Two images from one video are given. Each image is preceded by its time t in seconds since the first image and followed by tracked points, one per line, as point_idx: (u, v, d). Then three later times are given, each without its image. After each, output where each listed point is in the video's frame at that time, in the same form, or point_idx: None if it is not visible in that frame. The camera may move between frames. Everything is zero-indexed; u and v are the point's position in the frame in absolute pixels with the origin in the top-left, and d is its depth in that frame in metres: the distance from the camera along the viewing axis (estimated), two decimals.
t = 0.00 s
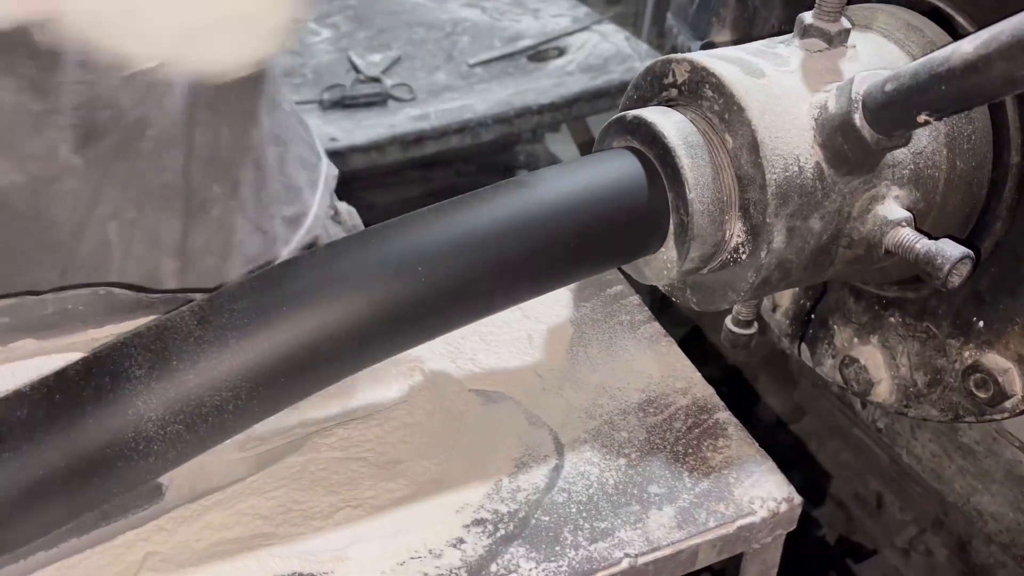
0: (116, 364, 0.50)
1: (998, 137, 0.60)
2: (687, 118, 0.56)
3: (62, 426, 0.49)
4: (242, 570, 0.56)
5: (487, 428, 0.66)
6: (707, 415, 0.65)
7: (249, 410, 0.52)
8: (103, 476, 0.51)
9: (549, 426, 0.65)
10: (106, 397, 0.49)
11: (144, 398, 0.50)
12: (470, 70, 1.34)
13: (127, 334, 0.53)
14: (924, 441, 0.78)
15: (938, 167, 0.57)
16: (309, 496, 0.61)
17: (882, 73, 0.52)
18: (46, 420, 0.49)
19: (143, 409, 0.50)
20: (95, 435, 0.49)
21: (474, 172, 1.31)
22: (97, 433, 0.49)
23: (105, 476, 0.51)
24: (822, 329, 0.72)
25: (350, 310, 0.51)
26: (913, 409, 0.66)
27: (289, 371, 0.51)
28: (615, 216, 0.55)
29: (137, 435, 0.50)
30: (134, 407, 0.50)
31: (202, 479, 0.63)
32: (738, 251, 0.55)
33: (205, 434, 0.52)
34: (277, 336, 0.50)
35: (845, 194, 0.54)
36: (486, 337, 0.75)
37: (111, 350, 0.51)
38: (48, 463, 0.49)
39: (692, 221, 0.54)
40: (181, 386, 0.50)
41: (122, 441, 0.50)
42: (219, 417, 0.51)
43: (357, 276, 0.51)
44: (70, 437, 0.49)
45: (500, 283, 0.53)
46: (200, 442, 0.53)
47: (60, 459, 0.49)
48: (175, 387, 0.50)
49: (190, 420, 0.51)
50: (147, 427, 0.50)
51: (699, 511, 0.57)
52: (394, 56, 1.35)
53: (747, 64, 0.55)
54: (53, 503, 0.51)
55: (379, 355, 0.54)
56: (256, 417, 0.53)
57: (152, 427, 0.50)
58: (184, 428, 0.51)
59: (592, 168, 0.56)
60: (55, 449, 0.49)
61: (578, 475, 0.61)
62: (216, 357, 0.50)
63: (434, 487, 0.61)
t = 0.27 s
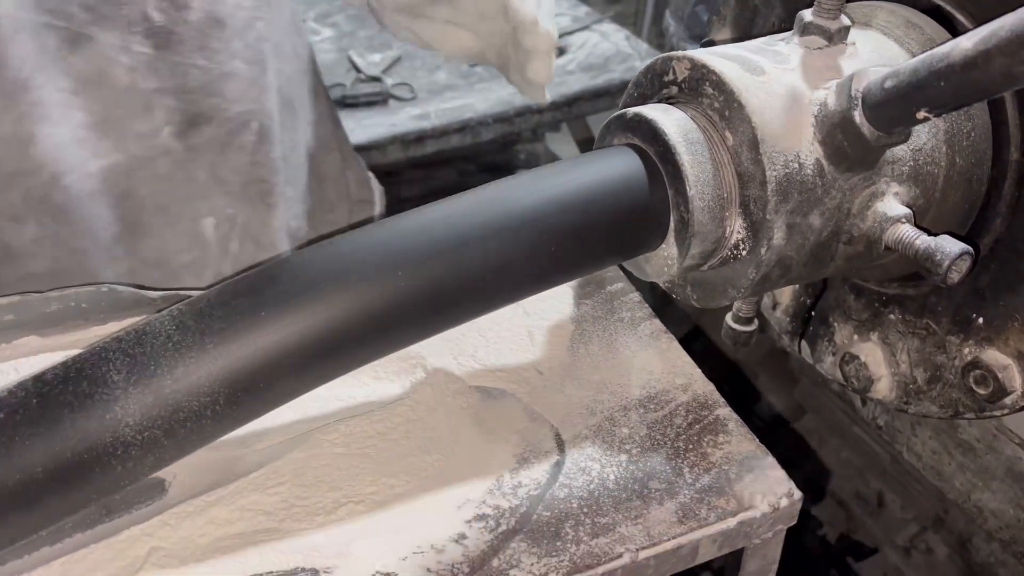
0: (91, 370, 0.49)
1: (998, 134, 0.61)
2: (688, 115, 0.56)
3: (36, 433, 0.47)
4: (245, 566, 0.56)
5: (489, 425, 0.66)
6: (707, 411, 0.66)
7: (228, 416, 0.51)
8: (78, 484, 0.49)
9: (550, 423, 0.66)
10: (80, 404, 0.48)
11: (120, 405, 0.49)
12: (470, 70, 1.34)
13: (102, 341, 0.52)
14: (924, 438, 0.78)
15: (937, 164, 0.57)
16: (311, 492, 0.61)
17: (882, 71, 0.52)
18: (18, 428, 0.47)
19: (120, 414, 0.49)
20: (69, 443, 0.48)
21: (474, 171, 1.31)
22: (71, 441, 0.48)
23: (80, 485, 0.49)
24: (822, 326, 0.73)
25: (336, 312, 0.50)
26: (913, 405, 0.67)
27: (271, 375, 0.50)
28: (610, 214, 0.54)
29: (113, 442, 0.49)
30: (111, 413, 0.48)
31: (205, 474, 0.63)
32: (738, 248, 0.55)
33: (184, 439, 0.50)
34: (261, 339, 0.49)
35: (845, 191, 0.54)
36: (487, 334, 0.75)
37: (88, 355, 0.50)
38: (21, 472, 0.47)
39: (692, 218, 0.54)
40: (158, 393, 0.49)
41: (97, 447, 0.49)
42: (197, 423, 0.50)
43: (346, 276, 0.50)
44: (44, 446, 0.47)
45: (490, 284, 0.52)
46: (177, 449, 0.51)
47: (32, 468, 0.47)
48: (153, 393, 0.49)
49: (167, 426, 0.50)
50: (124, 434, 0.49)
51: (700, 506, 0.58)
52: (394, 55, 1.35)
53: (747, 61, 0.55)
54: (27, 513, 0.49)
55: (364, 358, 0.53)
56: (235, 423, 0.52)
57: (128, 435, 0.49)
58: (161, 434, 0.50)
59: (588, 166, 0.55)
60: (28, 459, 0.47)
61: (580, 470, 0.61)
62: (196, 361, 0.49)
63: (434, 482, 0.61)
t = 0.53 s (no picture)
0: (71, 378, 0.48)
1: (1000, 133, 0.60)
2: (690, 114, 0.56)
3: (9, 442, 0.46)
4: (245, 566, 0.56)
5: (490, 424, 0.66)
6: (708, 411, 0.66)
7: (211, 422, 0.50)
8: (55, 490, 0.48)
9: (551, 423, 0.66)
10: (56, 412, 0.47)
11: (100, 412, 0.48)
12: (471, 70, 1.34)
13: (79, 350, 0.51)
14: (927, 437, 0.78)
15: (940, 163, 0.57)
16: (312, 492, 0.61)
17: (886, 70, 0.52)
18: None
19: (97, 422, 0.48)
20: (46, 451, 0.47)
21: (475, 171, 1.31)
22: (49, 449, 0.47)
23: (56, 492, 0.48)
24: (825, 325, 0.73)
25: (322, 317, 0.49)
26: (915, 405, 0.67)
27: (252, 382, 0.49)
28: (607, 215, 0.54)
29: (91, 449, 0.48)
30: (90, 421, 0.48)
31: (205, 474, 0.63)
32: (741, 248, 0.55)
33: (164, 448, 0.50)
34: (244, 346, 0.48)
35: (847, 190, 0.54)
36: (488, 333, 0.75)
37: (67, 361, 0.49)
38: None
39: (695, 218, 0.54)
40: (138, 399, 0.48)
41: (74, 456, 0.48)
42: (179, 429, 0.50)
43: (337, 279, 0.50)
44: (18, 454, 0.46)
45: (482, 288, 0.52)
46: (158, 455, 0.51)
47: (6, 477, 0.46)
48: (132, 400, 0.48)
49: (148, 433, 0.49)
50: (103, 441, 0.48)
51: (700, 505, 0.58)
52: (395, 56, 1.35)
53: (750, 60, 0.55)
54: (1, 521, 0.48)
55: (351, 363, 0.52)
56: (217, 429, 0.52)
57: (107, 442, 0.48)
58: (141, 442, 0.49)
59: (590, 167, 0.55)
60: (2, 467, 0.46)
61: (581, 470, 0.61)
62: (176, 369, 0.48)
63: (435, 481, 0.61)
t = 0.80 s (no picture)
0: (45, 392, 0.48)
1: (1000, 136, 0.60)
2: (689, 117, 0.56)
3: None
4: (244, 571, 0.56)
5: (490, 428, 0.66)
6: (707, 414, 0.66)
7: (187, 437, 0.50)
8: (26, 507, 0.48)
9: (551, 427, 0.65)
10: (30, 426, 0.47)
11: (74, 427, 0.47)
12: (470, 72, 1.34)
13: (57, 363, 0.51)
14: (927, 439, 0.78)
15: (939, 166, 0.57)
16: (311, 496, 0.61)
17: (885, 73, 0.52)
18: None
19: (72, 438, 0.47)
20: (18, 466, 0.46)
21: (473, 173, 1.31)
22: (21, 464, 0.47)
23: (28, 508, 0.48)
24: (825, 328, 0.73)
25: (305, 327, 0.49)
26: (915, 407, 0.67)
27: (230, 396, 0.49)
28: (599, 221, 0.54)
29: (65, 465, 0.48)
30: (63, 436, 0.47)
31: (203, 479, 0.64)
32: (740, 251, 0.55)
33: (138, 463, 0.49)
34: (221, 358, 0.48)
35: (847, 194, 0.54)
36: (487, 337, 0.75)
37: (42, 376, 0.49)
38: None
39: (694, 221, 0.54)
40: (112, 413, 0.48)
41: (48, 471, 0.48)
42: (155, 444, 0.49)
43: (330, 288, 0.49)
44: None
45: (478, 293, 0.52)
46: (134, 470, 0.50)
47: None
48: (106, 415, 0.48)
49: (122, 448, 0.49)
50: (76, 456, 0.47)
51: (699, 509, 0.57)
52: (394, 57, 1.35)
53: (750, 63, 0.55)
54: None
55: (341, 372, 0.52)
56: (195, 444, 0.51)
57: (80, 457, 0.48)
58: (116, 457, 0.49)
59: (583, 173, 0.55)
60: None
61: (580, 474, 0.61)
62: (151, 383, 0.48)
63: (434, 485, 0.61)
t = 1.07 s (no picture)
0: (14, 406, 0.48)
1: (993, 139, 0.61)
2: (683, 121, 0.56)
3: None
4: (239, 574, 0.56)
5: (486, 432, 0.66)
6: (702, 416, 0.66)
7: (156, 452, 0.50)
8: None
9: (547, 430, 0.65)
10: None
11: (41, 441, 0.47)
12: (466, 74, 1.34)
13: (28, 376, 0.51)
14: (923, 441, 0.78)
15: (933, 169, 0.57)
16: (306, 500, 0.61)
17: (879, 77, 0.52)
18: None
19: (39, 452, 0.47)
20: None
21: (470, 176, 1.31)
22: None
23: None
24: (820, 330, 0.73)
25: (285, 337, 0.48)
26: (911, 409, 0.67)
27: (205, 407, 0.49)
28: (590, 226, 0.54)
29: (33, 478, 0.48)
30: (31, 450, 0.47)
31: (199, 482, 0.64)
32: (735, 254, 0.55)
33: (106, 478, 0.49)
34: (197, 371, 0.48)
35: (841, 197, 0.54)
36: (483, 340, 0.75)
37: (10, 390, 0.49)
38: None
39: (689, 224, 0.54)
40: (79, 430, 0.47)
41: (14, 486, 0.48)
42: (123, 458, 0.49)
43: (321, 292, 0.49)
44: None
45: (470, 297, 0.52)
46: (103, 485, 0.50)
47: None
48: (73, 430, 0.47)
49: (90, 463, 0.48)
50: (44, 471, 0.47)
51: (692, 512, 0.57)
52: (391, 60, 1.35)
53: (744, 67, 0.55)
54: None
55: (326, 379, 0.52)
56: (167, 458, 0.51)
57: (48, 472, 0.48)
58: (84, 472, 0.49)
59: (574, 177, 0.55)
60: None
61: (575, 477, 0.61)
62: (120, 398, 0.47)
63: (429, 488, 0.61)
